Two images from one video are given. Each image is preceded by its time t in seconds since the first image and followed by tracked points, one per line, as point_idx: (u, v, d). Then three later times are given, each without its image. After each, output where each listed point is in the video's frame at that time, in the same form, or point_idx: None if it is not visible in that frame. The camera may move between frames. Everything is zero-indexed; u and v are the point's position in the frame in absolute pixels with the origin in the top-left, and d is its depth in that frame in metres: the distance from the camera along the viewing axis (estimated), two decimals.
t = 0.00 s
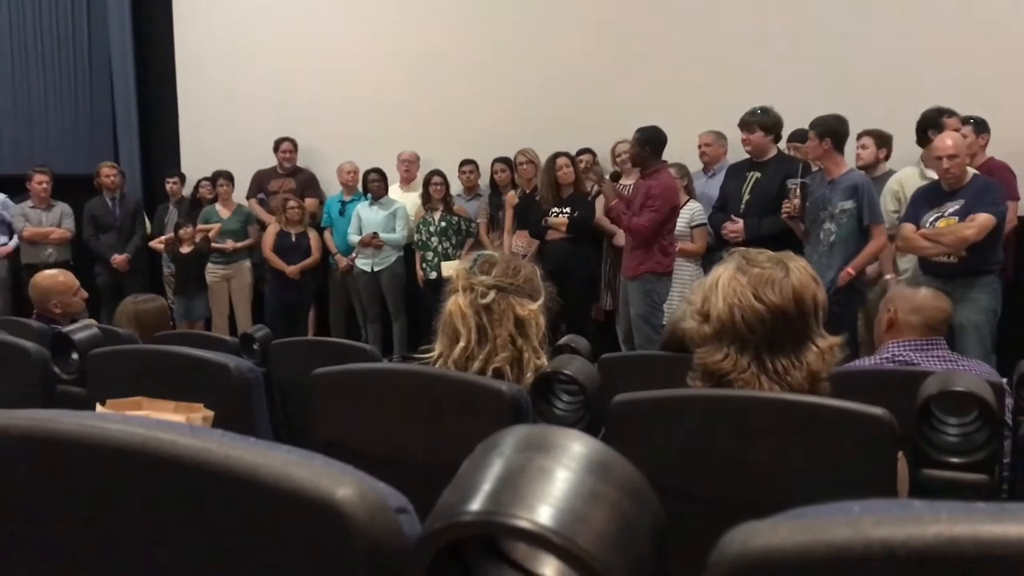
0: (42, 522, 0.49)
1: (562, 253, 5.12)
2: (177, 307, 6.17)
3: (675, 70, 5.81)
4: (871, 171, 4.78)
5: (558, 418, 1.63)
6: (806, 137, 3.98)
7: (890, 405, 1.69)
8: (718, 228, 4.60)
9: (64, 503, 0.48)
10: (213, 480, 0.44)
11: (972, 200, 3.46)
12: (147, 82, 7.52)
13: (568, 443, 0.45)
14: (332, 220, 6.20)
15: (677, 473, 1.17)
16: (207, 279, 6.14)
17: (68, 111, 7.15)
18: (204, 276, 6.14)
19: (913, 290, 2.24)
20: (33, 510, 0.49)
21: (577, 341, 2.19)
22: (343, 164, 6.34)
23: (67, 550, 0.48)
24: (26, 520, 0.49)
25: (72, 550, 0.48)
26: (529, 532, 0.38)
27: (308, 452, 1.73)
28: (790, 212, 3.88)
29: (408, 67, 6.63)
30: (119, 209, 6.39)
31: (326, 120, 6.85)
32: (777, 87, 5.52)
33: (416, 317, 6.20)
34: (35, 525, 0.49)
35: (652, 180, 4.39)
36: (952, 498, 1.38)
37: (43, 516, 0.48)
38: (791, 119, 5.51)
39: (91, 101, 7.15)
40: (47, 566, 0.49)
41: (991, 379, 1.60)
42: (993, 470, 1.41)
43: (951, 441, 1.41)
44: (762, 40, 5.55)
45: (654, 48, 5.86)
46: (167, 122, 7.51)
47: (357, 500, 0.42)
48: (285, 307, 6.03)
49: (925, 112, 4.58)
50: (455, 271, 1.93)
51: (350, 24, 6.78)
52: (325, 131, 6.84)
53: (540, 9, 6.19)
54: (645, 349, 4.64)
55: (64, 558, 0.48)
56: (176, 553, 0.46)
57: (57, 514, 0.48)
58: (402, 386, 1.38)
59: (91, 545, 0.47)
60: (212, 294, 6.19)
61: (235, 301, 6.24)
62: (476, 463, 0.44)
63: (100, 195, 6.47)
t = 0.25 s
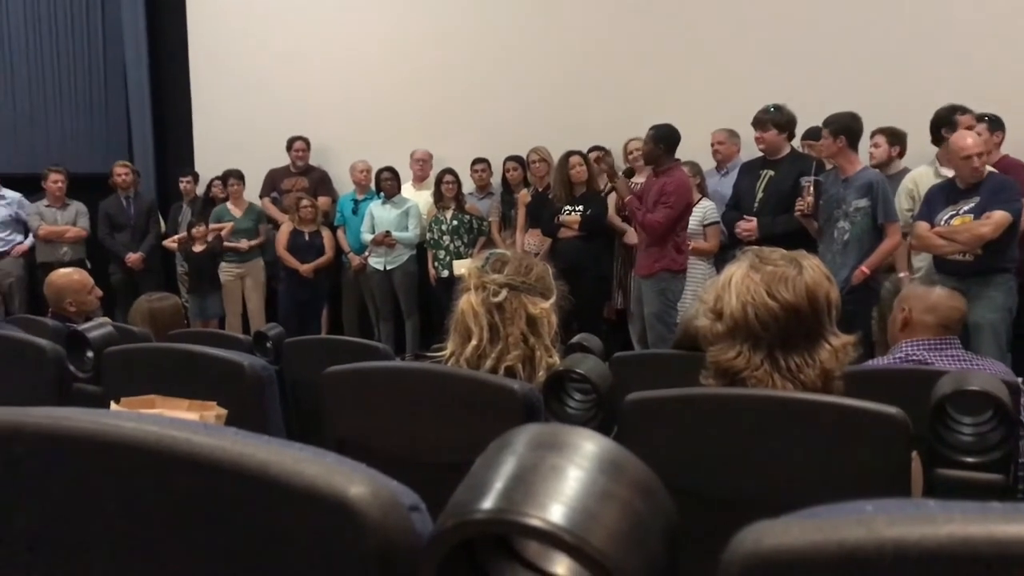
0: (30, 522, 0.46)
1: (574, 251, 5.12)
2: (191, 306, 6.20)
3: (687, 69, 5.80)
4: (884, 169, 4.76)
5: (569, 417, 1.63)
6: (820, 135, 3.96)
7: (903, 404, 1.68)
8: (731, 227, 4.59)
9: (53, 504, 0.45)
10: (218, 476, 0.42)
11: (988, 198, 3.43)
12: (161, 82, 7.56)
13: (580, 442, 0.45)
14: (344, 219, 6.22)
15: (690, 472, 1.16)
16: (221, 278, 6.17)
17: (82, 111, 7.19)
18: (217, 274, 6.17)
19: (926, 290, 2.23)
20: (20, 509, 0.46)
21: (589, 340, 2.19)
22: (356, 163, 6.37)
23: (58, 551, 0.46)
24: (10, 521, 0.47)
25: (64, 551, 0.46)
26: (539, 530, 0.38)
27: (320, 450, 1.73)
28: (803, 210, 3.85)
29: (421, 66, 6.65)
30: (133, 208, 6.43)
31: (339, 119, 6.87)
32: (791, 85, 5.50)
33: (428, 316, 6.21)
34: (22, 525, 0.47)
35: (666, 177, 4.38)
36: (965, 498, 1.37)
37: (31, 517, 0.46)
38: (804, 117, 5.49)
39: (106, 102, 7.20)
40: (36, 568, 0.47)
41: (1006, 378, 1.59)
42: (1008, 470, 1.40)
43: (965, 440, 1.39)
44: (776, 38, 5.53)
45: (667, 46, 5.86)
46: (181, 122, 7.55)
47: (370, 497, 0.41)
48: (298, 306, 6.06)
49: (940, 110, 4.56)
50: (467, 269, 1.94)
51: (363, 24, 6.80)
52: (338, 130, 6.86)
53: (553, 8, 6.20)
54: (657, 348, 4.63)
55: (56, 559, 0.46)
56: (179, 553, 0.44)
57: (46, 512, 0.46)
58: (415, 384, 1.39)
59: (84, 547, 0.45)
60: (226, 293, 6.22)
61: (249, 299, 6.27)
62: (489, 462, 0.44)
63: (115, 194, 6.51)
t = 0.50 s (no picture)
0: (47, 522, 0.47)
1: (586, 251, 5.11)
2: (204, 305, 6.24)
3: (699, 68, 5.79)
4: (898, 169, 4.73)
5: (581, 416, 1.63)
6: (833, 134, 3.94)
7: (917, 405, 1.67)
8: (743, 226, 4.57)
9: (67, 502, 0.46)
10: (230, 473, 0.43)
11: (1004, 197, 3.41)
12: (173, 82, 7.59)
13: (592, 441, 0.45)
14: (356, 219, 6.24)
15: (702, 472, 1.16)
16: (233, 278, 6.20)
17: (96, 111, 7.24)
18: (230, 274, 6.19)
19: (939, 290, 2.22)
20: (33, 506, 0.47)
21: (601, 340, 2.19)
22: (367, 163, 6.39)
23: (72, 550, 0.46)
24: (24, 519, 0.47)
25: (77, 550, 0.46)
26: (551, 530, 0.38)
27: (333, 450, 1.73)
28: (816, 209, 3.83)
29: (433, 67, 6.67)
30: (146, 208, 6.47)
31: (351, 120, 6.90)
32: (804, 84, 5.49)
33: (439, 315, 6.22)
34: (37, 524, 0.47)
35: (678, 176, 4.38)
36: (980, 499, 1.36)
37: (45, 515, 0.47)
38: (817, 116, 5.47)
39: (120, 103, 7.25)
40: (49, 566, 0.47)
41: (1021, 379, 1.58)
42: None
43: (980, 440, 1.39)
44: (789, 37, 5.52)
45: (680, 45, 5.85)
46: (194, 123, 7.59)
47: (381, 496, 0.41)
48: (310, 305, 6.08)
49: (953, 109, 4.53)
50: (479, 268, 1.94)
51: (375, 25, 6.83)
52: (350, 130, 6.89)
53: (565, 8, 6.20)
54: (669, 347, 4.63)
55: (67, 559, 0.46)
56: (191, 551, 0.44)
57: (60, 511, 0.46)
58: (427, 383, 1.39)
59: (97, 543, 0.46)
60: (238, 293, 6.25)
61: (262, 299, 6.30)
62: (500, 462, 0.44)
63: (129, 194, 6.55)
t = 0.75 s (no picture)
0: (57, 521, 0.47)
1: (598, 251, 5.11)
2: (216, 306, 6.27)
3: (710, 68, 5.79)
4: (911, 168, 4.70)
5: (592, 417, 1.63)
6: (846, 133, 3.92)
7: (931, 406, 1.66)
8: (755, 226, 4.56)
9: (78, 500, 0.46)
10: (244, 473, 0.43)
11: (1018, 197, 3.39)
12: (186, 84, 7.63)
13: (603, 441, 0.45)
14: (368, 219, 6.25)
15: (713, 473, 1.16)
16: (245, 278, 6.22)
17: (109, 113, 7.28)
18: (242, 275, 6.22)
19: (952, 290, 2.21)
20: (43, 505, 0.47)
21: (612, 340, 2.19)
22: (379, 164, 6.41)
23: (84, 547, 0.47)
24: (35, 517, 0.47)
25: (89, 548, 0.46)
26: (562, 529, 0.39)
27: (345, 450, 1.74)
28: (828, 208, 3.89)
29: (444, 68, 6.68)
30: (159, 208, 6.50)
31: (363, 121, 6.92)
32: (816, 84, 5.47)
33: (451, 315, 6.23)
34: (48, 523, 0.47)
35: (687, 176, 4.38)
36: (994, 500, 1.35)
37: (56, 515, 0.47)
38: (830, 115, 5.45)
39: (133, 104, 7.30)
40: (61, 565, 0.47)
41: None
42: None
43: (994, 441, 1.38)
44: (801, 37, 5.50)
45: (691, 45, 5.84)
46: (206, 124, 7.62)
47: (393, 496, 0.41)
48: (322, 305, 6.10)
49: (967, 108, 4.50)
50: (489, 268, 1.94)
51: (387, 26, 6.85)
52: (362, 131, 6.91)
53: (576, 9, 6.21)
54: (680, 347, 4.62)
55: (81, 557, 0.47)
56: (205, 551, 0.44)
57: (70, 510, 0.46)
58: (438, 384, 1.39)
59: (109, 540, 0.46)
60: (250, 293, 6.27)
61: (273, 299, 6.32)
62: (512, 462, 0.44)
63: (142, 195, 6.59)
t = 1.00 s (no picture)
0: (72, 521, 0.47)
1: (609, 252, 5.10)
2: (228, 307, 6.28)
3: (722, 69, 5.78)
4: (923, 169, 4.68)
5: (604, 417, 1.63)
6: (860, 134, 3.90)
7: (943, 408, 1.66)
8: (767, 226, 4.54)
9: (93, 500, 0.46)
10: (259, 475, 0.43)
11: None
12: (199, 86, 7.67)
13: (615, 443, 0.45)
14: (379, 220, 6.27)
15: (724, 474, 1.16)
16: (257, 279, 6.25)
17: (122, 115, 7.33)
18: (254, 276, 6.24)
19: (965, 290, 2.20)
20: (59, 505, 0.47)
21: (624, 341, 2.19)
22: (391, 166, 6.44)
23: (97, 547, 0.47)
24: (46, 515, 0.48)
25: (100, 547, 0.47)
26: (574, 530, 0.39)
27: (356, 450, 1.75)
28: (841, 209, 3.86)
29: (456, 69, 6.71)
30: (172, 210, 6.53)
31: (374, 122, 6.95)
32: (828, 84, 5.46)
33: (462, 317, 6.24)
34: (63, 523, 0.47)
35: (694, 177, 4.37)
36: (1008, 502, 1.34)
37: (71, 515, 0.47)
38: (842, 116, 5.43)
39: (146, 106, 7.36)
40: (78, 564, 0.48)
41: None
42: None
43: (1007, 443, 1.37)
44: (812, 37, 5.50)
45: (702, 46, 5.84)
46: (219, 125, 7.66)
47: (406, 496, 0.41)
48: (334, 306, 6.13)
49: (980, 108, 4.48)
50: (501, 269, 1.94)
51: (398, 27, 6.88)
52: (373, 133, 6.94)
53: (587, 10, 6.23)
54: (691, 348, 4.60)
55: (96, 557, 0.47)
56: (219, 552, 0.45)
57: (84, 510, 0.47)
58: (448, 384, 1.39)
59: (120, 538, 0.46)
60: (261, 295, 6.31)
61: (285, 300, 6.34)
62: (524, 462, 0.44)
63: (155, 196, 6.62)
